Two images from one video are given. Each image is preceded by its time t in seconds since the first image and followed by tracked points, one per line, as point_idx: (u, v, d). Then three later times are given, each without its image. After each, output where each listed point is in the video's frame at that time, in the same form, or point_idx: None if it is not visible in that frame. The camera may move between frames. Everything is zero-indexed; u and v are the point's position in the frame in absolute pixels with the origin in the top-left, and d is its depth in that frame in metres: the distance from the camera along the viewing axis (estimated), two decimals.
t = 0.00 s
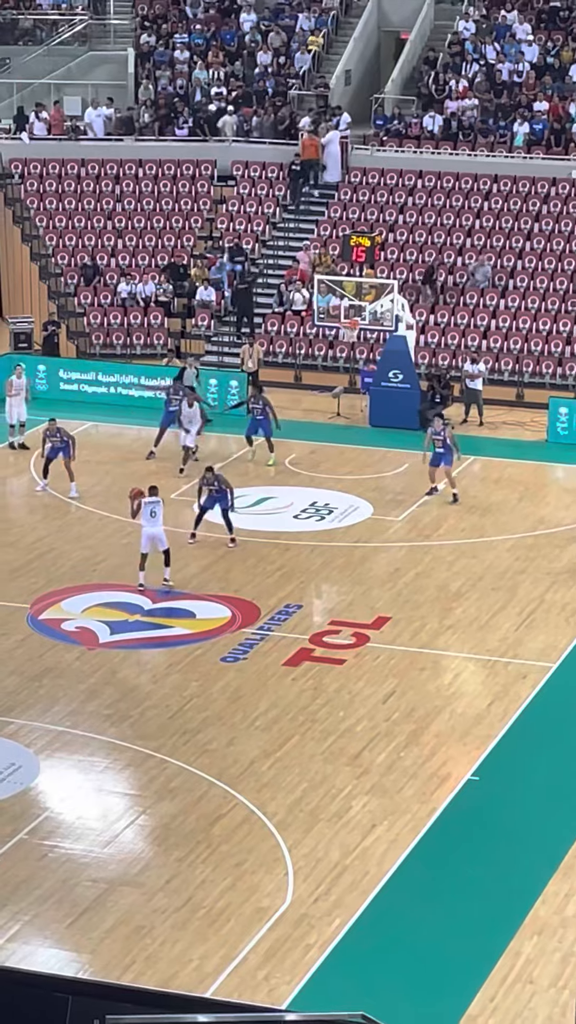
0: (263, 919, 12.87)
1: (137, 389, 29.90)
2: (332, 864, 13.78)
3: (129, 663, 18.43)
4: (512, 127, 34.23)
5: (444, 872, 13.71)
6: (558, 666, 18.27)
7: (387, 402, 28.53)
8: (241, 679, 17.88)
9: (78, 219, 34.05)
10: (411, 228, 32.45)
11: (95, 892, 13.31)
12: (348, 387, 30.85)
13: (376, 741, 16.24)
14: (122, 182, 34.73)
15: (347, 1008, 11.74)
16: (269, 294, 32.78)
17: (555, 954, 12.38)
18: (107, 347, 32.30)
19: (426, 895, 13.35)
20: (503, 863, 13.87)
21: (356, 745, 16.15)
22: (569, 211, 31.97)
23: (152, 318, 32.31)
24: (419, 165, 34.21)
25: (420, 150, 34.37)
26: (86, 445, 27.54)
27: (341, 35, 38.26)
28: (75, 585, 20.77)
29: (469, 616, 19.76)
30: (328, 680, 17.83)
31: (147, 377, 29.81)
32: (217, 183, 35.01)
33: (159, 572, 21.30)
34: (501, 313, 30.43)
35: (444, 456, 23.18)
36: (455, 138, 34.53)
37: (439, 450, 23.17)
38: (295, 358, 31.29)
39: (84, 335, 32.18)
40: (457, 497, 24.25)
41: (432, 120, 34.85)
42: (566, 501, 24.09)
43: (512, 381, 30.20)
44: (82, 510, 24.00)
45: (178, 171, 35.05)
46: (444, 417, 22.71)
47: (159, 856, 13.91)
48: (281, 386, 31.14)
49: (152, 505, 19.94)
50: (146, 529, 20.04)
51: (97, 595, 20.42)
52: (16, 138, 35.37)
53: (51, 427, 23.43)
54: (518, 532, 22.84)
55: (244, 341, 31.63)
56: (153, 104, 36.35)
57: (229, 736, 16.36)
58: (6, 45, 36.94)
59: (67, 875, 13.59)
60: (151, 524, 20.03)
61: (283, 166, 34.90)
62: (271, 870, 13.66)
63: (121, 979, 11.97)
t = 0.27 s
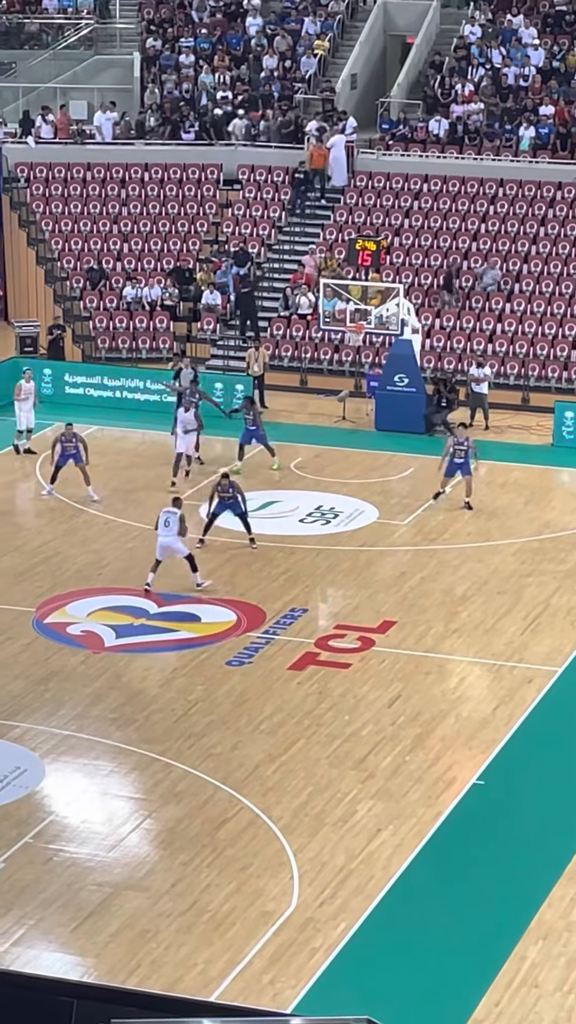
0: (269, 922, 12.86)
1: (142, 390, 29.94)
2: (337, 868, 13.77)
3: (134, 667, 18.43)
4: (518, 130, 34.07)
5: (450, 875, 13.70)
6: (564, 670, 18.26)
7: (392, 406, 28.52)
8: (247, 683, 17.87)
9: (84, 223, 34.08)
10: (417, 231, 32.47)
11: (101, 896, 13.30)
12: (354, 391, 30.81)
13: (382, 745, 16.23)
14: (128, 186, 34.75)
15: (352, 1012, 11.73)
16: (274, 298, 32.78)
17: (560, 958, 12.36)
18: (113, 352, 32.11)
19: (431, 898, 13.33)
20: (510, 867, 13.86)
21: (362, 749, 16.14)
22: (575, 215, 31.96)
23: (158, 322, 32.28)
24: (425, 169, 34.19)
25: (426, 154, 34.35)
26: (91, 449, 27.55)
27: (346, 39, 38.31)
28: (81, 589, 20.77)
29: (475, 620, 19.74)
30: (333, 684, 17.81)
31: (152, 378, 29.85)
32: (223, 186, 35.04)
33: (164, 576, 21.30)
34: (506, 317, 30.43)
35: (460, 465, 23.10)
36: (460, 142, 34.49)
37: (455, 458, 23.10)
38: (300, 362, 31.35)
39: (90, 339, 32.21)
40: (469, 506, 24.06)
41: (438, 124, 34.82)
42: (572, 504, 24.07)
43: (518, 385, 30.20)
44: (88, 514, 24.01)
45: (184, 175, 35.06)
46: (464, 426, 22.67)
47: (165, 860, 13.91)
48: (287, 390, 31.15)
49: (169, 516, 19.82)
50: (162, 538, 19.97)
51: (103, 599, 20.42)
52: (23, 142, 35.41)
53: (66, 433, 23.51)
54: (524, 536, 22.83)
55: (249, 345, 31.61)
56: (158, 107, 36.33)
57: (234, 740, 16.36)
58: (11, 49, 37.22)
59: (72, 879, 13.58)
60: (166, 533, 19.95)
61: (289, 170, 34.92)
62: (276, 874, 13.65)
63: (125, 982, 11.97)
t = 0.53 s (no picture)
0: (274, 925, 12.87)
1: (148, 392, 29.88)
2: (343, 871, 13.77)
3: (139, 670, 18.44)
4: (524, 133, 34.12)
5: (456, 879, 13.70)
6: (570, 674, 18.24)
7: (398, 410, 28.53)
8: (252, 686, 17.88)
9: (90, 226, 34.13)
10: (422, 235, 32.48)
11: (106, 899, 13.31)
12: (360, 395, 30.81)
13: (387, 749, 16.22)
14: (133, 188, 34.74)
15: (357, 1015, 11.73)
16: (280, 301, 32.78)
17: (566, 962, 12.36)
18: (119, 354, 32.26)
19: (437, 902, 13.33)
20: (515, 870, 13.87)
21: (367, 753, 16.13)
22: None
23: (163, 326, 32.33)
24: (431, 172, 34.21)
25: (432, 157, 34.34)
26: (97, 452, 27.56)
27: (352, 42, 38.33)
28: (86, 592, 20.79)
29: (480, 624, 19.73)
30: (339, 687, 17.82)
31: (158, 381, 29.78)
32: (229, 190, 35.06)
33: (170, 579, 21.31)
34: (512, 321, 30.47)
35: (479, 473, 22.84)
36: (466, 145, 34.43)
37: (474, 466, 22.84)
38: (306, 365, 31.41)
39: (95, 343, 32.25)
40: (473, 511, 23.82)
41: (443, 127, 34.70)
42: None
43: (523, 388, 30.21)
44: (93, 517, 24.02)
45: (190, 178, 35.06)
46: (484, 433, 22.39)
47: (170, 863, 13.91)
48: (292, 393, 31.15)
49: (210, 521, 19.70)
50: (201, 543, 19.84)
51: (109, 602, 20.44)
52: (29, 145, 35.42)
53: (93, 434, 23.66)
54: (529, 540, 22.81)
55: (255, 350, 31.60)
56: (164, 111, 36.33)
57: (239, 744, 16.36)
58: (17, 52, 37.28)
59: (77, 882, 13.60)
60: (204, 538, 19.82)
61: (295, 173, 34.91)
62: (281, 877, 13.65)
63: (130, 986, 11.98)
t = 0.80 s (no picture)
0: (279, 928, 12.86)
1: (155, 396, 29.82)
2: (348, 874, 13.77)
3: (145, 672, 18.44)
4: (530, 136, 34.14)
5: (460, 882, 13.67)
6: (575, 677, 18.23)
7: (403, 412, 28.53)
8: (257, 689, 17.87)
9: (95, 228, 34.15)
10: (428, 237, 32.47)
11: (111, 901, 13.31)
12: (365, 397, 30.83)
13: (392, 751, 16.21)
14: (139, 190, 34.73)
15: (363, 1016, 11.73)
16: (285, 304, 32.78)
17: (571, 964, 12.35)
18: (124, 357, 32.25)
19: (442, 906, 13.31)
20: (520, 871, 13.88)
21: (372, 755, 16.12)
22: None
23: (169, 328, 32.31)
24: (437, 175, 34.18)
25: (438, 159, 34.32)
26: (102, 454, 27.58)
27: (358, 44, 38.32)
28: (92, 594, 20.80)
29: (486, 627, 19.72)
30: (344, 689, 17.81)
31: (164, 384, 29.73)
32: (235, 192, 35.06)
33: (176, 581, 21.32)
34: (518, 324, 30.44)
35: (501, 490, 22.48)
36: (472, 148, 34.37)
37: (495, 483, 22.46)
38: (311, 368, 31.40)
39: (101, 345, 32.32)
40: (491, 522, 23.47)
41: (450, 129, 34.75)
42: None
43: (529, 391, 30.18)
44: (99, 519, 24.04)
45: (195, 180, 35.07)
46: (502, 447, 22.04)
47: (175, 865, 13.91)
48: (298, 395, 31.15)
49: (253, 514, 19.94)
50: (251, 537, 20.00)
51: (114, 604, 20.44)
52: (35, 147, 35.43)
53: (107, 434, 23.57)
54: (535, 543, 22.80)
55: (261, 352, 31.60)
56: (170, 113, 36.35)
57: (245, 746, 16.36)
58: (23, 54, 37.12)
59: (82, 884, 13.60)
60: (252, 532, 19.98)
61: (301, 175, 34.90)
62: (287, 880, 13.65)
63: (135, 988, 11.97)
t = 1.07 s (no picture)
0: (284, 928, 12.86)
1: (161, 397, 29.79)
2: (353, 874, 13.77)
3: (151, 673, 18.45)
4: (536, 138, 34.15)
5: (466, 883, 13.68)
6: None
7: (409, 413, 28.54)
8: (263, 689, 17.87)
9: (102, 229, 34.18)
10: (434, 239, 32.47)
11: (117, 901, 13.32)
12: (371, 397, 30.85)
13: (398, 752, 16.22)
14: (145, 191, 34.76)
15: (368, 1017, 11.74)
16: (291, 304, 32.79)
17: None
18: (130, 358, 32.33)
19: (447, 906, 13.32)
20: (525, 872, 13.88)
21: (377, 756, 16.13)
22: None
23: (175, 329, 32.40)
24: (443, 176, 34.17)
25: (444, 160, 34.32)
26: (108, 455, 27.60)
27: (365, 46, 38.32)
28: (98, 595, 20.81)
29: (491, 628, 19.73)
30: (349, 690, 17.82)
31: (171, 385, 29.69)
32: (241, 192, 35.07)
33: (181, 581, 21.33)
34: (524, 324, 30.45)
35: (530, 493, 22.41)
36: (479, 149, 34.37)
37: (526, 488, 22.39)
38: (318, 369, 31.42)
39: (108, 345, 32.38)
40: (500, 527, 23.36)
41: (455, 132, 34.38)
42: None
43: (535, 392, 30.19)
44: (105, 520, 24.05)
45: (202, 181, 35.09)
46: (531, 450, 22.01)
47: (180, 866, 13.92)
48: (304, 396, 31.16)
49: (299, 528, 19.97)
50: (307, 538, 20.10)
51: (120, 604, 20.46)
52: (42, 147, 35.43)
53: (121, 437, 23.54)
54: (541, 544, 22.81)
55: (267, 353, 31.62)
56: (176, 114, 36.37)
57: (250, 747, 16.36)
58: (30, 55, 36.94)
59: (88, 884, 13.60)
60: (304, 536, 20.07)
61: (307, 176, 34.91)
62: (292, 881, 13.65)
63: (141, 988, 11.98)
